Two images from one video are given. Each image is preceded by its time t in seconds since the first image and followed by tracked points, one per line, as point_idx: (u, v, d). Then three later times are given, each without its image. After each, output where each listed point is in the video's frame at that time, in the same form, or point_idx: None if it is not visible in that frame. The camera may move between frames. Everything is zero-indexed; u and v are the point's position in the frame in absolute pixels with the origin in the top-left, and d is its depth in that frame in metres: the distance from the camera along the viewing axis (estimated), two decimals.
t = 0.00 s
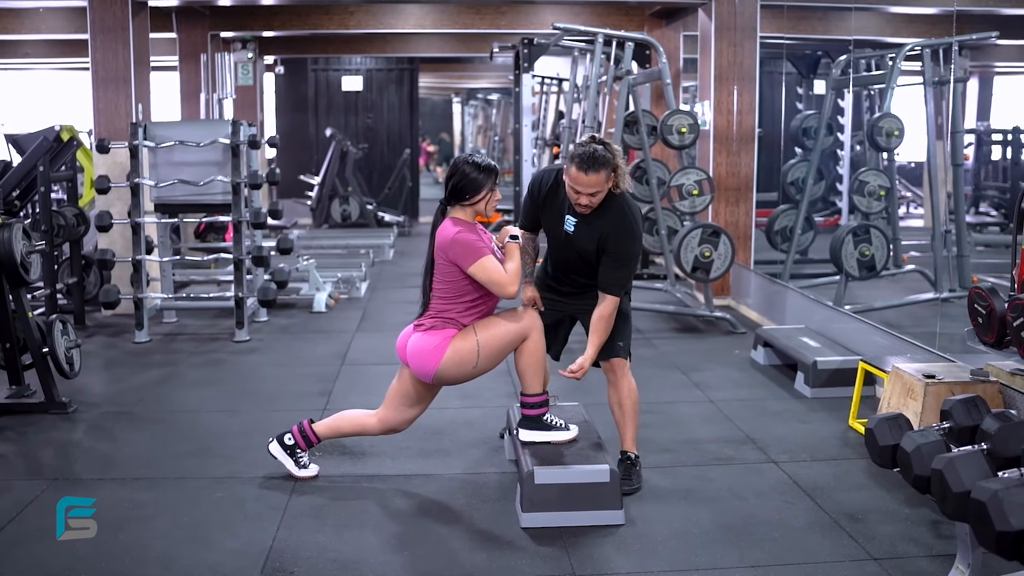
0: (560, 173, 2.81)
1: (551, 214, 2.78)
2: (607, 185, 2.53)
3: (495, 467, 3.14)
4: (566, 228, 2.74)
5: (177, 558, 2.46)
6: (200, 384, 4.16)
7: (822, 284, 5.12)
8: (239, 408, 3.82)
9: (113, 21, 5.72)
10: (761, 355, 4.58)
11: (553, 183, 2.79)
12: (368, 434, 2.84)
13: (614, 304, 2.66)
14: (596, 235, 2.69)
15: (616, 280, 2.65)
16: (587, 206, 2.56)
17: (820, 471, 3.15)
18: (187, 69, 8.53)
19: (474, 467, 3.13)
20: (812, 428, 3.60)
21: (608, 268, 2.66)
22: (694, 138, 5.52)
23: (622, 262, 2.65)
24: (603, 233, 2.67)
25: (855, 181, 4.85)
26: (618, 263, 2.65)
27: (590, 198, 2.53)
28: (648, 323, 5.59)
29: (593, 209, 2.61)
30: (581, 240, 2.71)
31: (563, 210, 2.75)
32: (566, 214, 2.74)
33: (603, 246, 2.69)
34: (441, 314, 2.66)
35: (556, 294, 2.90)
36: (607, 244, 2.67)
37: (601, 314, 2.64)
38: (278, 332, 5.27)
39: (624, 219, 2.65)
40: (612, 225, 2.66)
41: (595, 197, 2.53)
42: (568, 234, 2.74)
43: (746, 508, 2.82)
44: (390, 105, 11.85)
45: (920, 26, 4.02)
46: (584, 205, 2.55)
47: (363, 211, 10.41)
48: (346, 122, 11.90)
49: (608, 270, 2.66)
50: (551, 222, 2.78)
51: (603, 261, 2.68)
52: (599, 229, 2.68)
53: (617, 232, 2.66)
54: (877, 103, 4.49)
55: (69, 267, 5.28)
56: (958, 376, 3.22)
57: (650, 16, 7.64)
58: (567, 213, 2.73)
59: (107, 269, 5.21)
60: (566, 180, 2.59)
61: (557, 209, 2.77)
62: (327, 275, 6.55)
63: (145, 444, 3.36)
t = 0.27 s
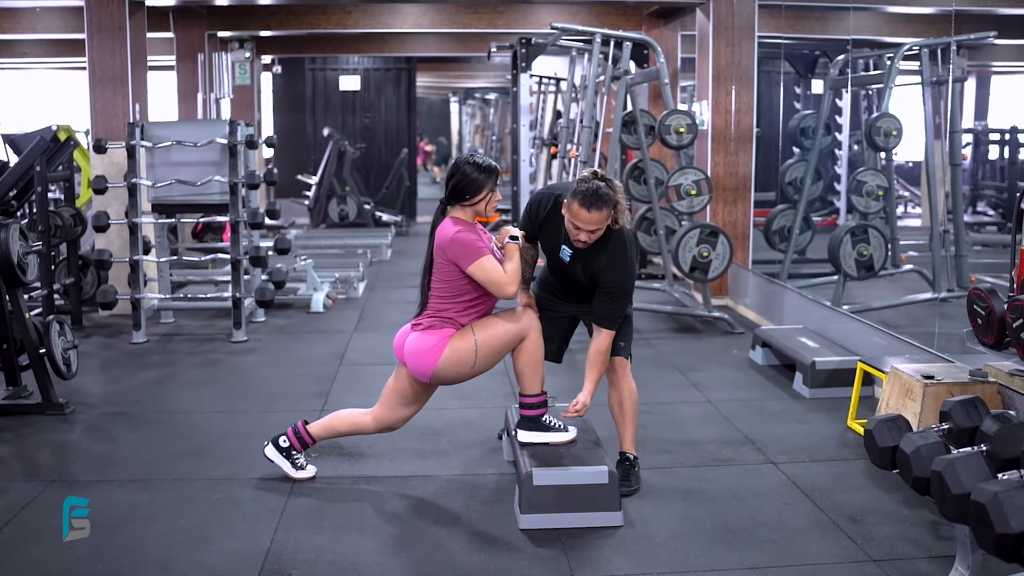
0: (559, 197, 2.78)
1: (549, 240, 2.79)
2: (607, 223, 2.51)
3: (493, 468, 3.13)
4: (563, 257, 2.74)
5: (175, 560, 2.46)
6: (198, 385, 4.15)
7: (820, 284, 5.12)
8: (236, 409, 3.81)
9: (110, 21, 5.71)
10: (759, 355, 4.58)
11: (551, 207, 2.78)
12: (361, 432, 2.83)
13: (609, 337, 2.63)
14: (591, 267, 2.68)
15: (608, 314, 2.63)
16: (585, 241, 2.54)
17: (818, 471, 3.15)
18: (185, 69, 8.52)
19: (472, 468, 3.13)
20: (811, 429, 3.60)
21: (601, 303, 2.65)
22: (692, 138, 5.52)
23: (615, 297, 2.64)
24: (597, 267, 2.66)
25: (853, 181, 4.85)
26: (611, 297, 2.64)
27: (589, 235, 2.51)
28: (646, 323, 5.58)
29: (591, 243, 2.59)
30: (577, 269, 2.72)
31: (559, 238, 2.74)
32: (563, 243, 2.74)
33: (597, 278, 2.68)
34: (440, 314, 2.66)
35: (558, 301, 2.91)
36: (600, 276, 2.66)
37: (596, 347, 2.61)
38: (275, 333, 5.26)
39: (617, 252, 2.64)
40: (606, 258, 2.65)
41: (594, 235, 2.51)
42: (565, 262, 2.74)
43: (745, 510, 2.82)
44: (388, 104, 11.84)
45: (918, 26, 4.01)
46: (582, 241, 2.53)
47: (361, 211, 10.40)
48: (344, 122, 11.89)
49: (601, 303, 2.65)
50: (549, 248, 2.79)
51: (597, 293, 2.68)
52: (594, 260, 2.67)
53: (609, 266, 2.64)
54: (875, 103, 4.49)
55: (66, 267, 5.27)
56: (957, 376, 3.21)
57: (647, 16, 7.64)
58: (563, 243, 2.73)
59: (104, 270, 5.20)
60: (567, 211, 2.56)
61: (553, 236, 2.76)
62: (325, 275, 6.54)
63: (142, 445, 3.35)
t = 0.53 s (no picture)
0: (566, 212, 2.74)
1: (555, 254, 2.75)
2: (617, 239, 2.48)
3: (494, 470, 3.12)
4: (570, 273, 2.73)
5: (176, 563, 2.45)
6: (198, 386, 4.14)
7: (822, 285, 5.11)
8: (237, 410, 3.80)
9: (111, 21, 5.70)
10: (761, 356, 4.57)
11: (560, 223, 2.73)
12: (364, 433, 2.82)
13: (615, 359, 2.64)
14: (598, 286, 2.68)
15: (614, 336, 2.64)
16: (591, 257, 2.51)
17: (821, 474, 3.14)
18: (185, 69, 8.51)
19: (474, 470, 3.12)
20: (813, 431, 3.59)
21: (606, 322, 2.65)
22: (694, 139, 5.51)
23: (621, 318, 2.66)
24: (603, 288, 2.66)
25: (855, 182, 4.84)
26: (616, 319, 2.64)
27: (597, 251, 2.48)
28: (647, 324, 5.57)
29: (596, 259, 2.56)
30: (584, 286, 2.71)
31: (565, 253, 2.72)
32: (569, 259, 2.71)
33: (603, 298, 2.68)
34: (441, 316, 2.65)
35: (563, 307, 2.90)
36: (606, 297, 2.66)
37: (601, 369, 2.61)
38: (276, 334, 5.26)
39: (624, 274, 2.63)
40: (613, 279, 2.64)
41: (603, 249, 2.48)
42: (571, 278, 2.73)
43: (748, 512, 2.81)
44: (389, 104, 11.83)
45: (920, 26, 4.00)
46: (589, 255, 2.49)
47: (362, 211, 10.39)
48: (345, 121, 11.88)
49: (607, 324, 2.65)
50: (555, 261, 2.77)
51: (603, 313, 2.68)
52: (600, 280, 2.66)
53: (615, 287, 2.64)
54: (877, 103, 4.48)
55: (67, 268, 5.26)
56: (959, 378, 3.20)
57: (649, 16, 7.63)
58: (569, 258, 2.71)
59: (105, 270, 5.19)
60: (576, 226, 2.54)
61: (560, 249, 2.74)
62: (325, 276, 6.53)
63: (143, 447, 3.35)
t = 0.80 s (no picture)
0: (569, 198, 2.75)
1: (560, 240, 2.74)
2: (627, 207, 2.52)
3: (496, 474, 3.11)
4: (577, 256, 2.71)
5: (176, 568, 2.44)
6: (200, 389, 4.14)
7: (824, 287, 5.10)
8: (238, 413, 3.80)
9: (112, 22, 5.70)
10: (763, 358, 4.57)
11: (564, 207, 2.74)
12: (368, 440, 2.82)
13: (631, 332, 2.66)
14: (611, 262, 2.67)
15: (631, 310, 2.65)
16: (603, 228, 2.53)
17: (823, 478, 3.13)
18: (186, 70, 8.50)
19: (475, 474, 3.11)
20: (815, 434, 3.58)
21: (623, 297, 2.65)
22: (696, 141, 5.50)
23: (637, 289, 2.66)
24: (617, 263, 2.66)
25: (857, 183, 4.81)
26: (632, 292, 2.65)
27: (609, 219, 2.50)
28: (649, 326, 5.57)
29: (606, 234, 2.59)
30: (594, 267, 2.69)
31: (573, 236, 2.71)
32: (577, 240, 2.70)
33: (616, 275, 2.67)
34: (442, 324, 2.65)
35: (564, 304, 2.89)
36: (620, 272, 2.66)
37: (620, 342, 2.65)
38: (278, 336, 5.25)
39: (636, 248, 2.64)
40: (627, 253, 2.64)
41: (615, 216, 2.51)
42: (579, 261, 2.71)
43: (750, 517, 2.80)
44: (390, 105, 11.83)
45: (923, 27, 3.99)
46: (601, 224, 2.51)
47: (363, 212, 10.39)
48: (346, 122, 11.88)
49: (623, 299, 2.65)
50: (560, 248, 2.74)
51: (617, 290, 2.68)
52: (613, 257, 2.66)
53: (629, 262, 2.64)
54: (880, 105, 4.47)
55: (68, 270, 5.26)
56: (962, 382, 3.19)
57: (650, 17, 7.62)
58: (577, 241, 2.70)
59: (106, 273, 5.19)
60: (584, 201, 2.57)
61: (566, 234, 2.72)
62: (327, 277, 6.53)
63: (144, 450, 3.34)
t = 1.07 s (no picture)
0: (565, 189, 2.78)
1: (558, 231, 2.74)
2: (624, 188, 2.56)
3: (496, 478, 3.11)
4: (577, 244, 2.71)
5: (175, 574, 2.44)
6: (200, 392, 4.13)
7: (824, 289, 5.10)
8: (238, 417, 3.79)
9: (111, 24, 5.70)
10: (763, 361, 4.56)
11: (561, 199, 2.76)
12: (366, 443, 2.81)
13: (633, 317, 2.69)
14: (611, 248, 2.68)
15: (634, 294, 2.67)
16: (603, 210, 2.56)
17: (824, 482, 3.12)
18: (187, 71, 8.49)
19: (475, 478, 3.11)
20: (816, 438, 3.57)
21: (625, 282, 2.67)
22: (696, 143, 5.49)
23: (638, 273, 2.68)
24: (618, 248, 2.67)
25: (858, 185, 4.80)
26: (634, 275, 2.67)
27: (607, 199, 2.53)
28: (649, 328, 5.56)
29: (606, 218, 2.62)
30: (594, 255, 2.70)
31: (572, 225, 2.71)
32: (577, 229, 2.70)
33: (618, 261, 2.69)
34: (442, 327, 2.64)
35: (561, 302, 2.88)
36: (621, 257, 2.67)
37: (620, 326, 2.68)
38: (278, 338, 5.25)
39: (636, 233, 2.66)
40: (627, 238, 2.66)
41: (613, 197, 2.54)
42: (579, 250, 2.71)
43: (750, 522, 2.79)
44: (391, 106, 11.84)
45: (924, 28, 3.98)
46: (600, 205, 2.54)
47: (363, 213, 10.39)
48: (347, 123, 11.88)
49: (625, 284, 2.68)
50: (559, 239, 2.74)
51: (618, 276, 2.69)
52: (613, 243, 2.67)
53: (630, 246, 2.66)
54: (881, 106, 4.47)
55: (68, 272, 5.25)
56: (963, 387, 3.19)
57: (650, 18, 7.61)
58: (577, 229, 2.70)
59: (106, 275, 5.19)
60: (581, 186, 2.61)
61: (565, 224, 2.73)
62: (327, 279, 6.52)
63: (144, 454, 3.34)
